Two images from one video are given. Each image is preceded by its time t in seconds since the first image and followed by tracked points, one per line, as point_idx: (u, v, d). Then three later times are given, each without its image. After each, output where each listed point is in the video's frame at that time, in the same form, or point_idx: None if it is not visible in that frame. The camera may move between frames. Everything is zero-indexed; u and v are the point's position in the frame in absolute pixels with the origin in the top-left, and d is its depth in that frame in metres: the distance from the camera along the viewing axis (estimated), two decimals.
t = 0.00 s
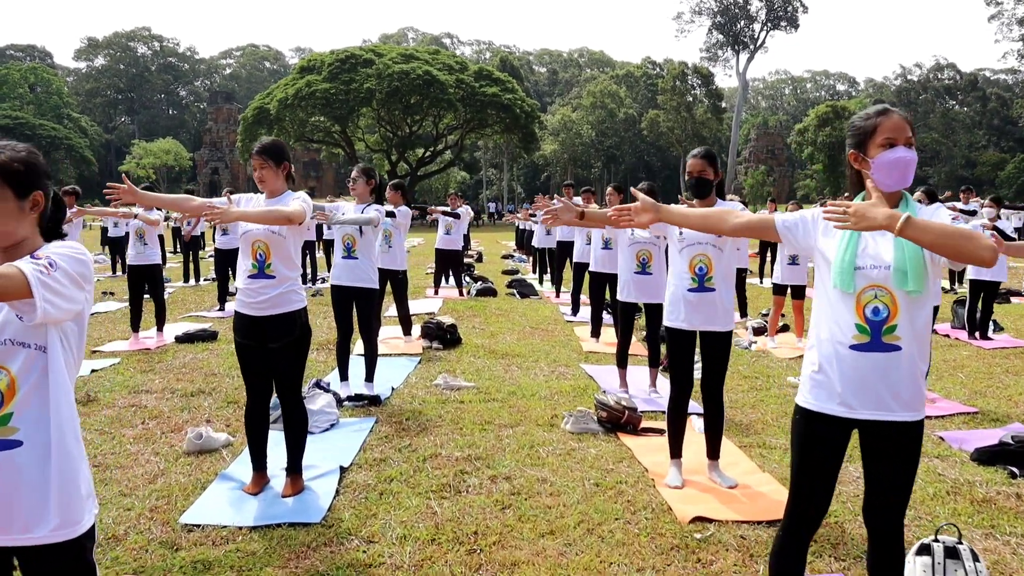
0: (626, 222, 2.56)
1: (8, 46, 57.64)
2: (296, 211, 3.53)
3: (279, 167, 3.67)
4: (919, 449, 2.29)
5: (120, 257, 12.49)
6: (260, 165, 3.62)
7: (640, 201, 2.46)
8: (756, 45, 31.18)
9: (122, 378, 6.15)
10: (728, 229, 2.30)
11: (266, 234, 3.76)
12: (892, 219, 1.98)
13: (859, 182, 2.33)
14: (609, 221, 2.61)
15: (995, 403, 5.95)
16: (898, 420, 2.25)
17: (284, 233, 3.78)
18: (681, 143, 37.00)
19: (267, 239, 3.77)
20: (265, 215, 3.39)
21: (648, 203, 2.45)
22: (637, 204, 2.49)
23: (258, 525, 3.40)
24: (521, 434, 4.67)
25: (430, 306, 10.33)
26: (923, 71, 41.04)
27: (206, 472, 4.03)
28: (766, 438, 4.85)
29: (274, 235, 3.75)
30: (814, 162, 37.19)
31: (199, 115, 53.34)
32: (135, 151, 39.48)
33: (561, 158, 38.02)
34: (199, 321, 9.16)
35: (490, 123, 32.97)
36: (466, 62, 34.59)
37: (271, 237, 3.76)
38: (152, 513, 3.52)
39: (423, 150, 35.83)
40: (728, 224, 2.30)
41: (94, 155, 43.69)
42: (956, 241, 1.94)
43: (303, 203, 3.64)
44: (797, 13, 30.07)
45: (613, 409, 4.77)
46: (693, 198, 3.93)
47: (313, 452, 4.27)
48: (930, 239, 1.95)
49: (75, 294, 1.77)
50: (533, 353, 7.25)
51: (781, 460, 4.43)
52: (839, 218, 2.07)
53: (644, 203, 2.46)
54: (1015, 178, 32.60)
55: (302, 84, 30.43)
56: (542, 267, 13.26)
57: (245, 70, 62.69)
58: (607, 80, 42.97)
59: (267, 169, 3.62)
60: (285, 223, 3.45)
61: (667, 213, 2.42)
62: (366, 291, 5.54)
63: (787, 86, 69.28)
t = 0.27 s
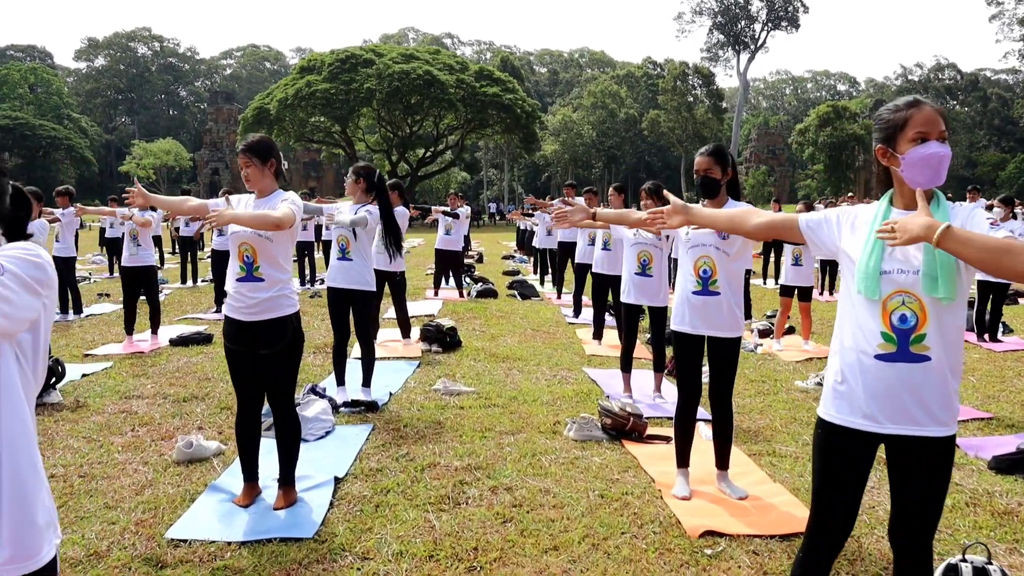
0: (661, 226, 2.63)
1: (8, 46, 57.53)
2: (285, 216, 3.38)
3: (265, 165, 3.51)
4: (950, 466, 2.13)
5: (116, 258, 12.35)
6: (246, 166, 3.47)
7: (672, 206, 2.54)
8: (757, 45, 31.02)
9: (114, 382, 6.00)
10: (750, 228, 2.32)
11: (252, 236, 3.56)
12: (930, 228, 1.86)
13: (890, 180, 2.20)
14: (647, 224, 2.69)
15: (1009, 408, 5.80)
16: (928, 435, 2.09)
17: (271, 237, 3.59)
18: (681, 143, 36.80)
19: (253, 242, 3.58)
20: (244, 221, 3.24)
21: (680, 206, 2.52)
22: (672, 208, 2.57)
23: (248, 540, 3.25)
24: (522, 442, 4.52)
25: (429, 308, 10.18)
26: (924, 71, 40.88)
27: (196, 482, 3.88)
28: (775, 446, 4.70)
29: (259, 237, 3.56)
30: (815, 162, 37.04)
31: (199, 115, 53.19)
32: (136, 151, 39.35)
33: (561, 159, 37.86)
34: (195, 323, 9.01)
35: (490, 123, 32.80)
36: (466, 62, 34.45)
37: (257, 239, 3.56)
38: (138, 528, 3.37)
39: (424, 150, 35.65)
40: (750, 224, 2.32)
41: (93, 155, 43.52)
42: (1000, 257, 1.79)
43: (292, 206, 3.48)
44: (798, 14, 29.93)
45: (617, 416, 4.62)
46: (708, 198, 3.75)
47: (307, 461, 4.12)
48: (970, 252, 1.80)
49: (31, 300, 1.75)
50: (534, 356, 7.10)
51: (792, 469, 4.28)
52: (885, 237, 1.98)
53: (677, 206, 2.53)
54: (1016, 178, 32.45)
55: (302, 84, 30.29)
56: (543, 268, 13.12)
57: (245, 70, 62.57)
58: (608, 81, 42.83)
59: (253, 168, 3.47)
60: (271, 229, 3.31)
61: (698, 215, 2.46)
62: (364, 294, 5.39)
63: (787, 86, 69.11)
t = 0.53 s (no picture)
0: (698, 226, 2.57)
1: (8, 46, 57.36)
2: (274, 216, 3.25)
3: (250, 162, 3.39)
4: (985, 484, 1.98)
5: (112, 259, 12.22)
6: (232, 163, 3.37)
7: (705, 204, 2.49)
8: (758, 45, 30.87)
9: (105, 387, 5.85)
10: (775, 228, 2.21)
11: (238, 236, 3.38)
12: (970, 240, 1.79)
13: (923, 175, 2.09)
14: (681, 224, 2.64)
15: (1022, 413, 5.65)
16: (962, 451, 1.94)
17: (256, 239, 3.40)
18: (682, 144, 36.60)
19: (237, 243, 3.39)
20: (236, 220, 3.15)
21: (713, 205, 2.45)
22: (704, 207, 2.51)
23: (237, 555, 3.09)
24: (523, 450, 4.37)
25: (429, 309, 10.04)
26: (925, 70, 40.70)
27: (185, 492, 3.73)
28: (785, 454, 4.54)
29: (245, 238, 3.38)
30: (816, 162, 36.89)
31: (199, 116, 53.06)
32: (136, 151, 39.23)
33: (562, 159, 37.67)
34: (190, 325, 8.87)
35: (491, 124, 32.65)
36: (467, 62, 34.32)
37: (242, 240, 3.38)
38: (122, 543, 3.22)
39: (425, 150, 35.48)
40: (775, 222, 2.21)
41: (94, 155, 43.37)
42: None
43: (281, 206, 3.33)
44: (799, 14, 29.78)
45: (621, 422, 4.49)
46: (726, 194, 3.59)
47: (300, 471, 3.97)
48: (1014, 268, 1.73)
49: None
50: (536, 359, 6.95)
51: (804, 479, 4.13)
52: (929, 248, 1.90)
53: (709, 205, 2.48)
54: (1017, 178, 32.28)
55: (302, 83, 30.18)
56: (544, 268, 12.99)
57: (246, 70, 62.47)
58: (609, 81, 42.71)
59: (238, 165, 3.35)
60: (261, 231, 3.19)
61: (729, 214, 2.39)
62: (359, 297, 5.27)
63: (788, 86, 68.97)
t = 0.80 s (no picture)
0: (727, 228, 2.48)
1: (9, 47, 57.27)
2: (265, 218, 3.11)
3: (235, 159, 3.26)
4: None
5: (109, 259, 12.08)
6: (217, 160, 3.24)
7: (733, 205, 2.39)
8: (759, 45, 30.72)
9: (96, 391, 5.70)
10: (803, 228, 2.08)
11: (225, 237, 3.23)
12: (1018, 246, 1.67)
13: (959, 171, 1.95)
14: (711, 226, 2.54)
15: None
16: (1004, 472, 1.79)
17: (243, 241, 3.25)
18: (683, 144, 36.45)
19: (224, 245, 3.24)
20: (227, 221, 3.04)
21: (741, 206, 2.35)
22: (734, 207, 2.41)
23: (225, 570, 2.95)
24: (525, 458, 4.22)
25: (429, 310, 9.89)
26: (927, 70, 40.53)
27: (173, 503, 3.58)
28: (795, 462, 4.39)
29: (232, 238, 3.23)
30: (817, 162, 36.73)
31: (200, 116, 52.93)
32: (136, 151, 39.11)
33: (563, 159, 37.45)
34: (186, 327, 8.72)
35: (492, 124, 32.49)
36: (468, 61, 34.18)
37: (229, 241, 3.23)
38: (105, 558, 3.07)
39: (425, 150, 35.32)
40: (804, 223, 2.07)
41: (94, 155, 43.27)
42: None
43: (271, 206, 3.19)
44: (800, 14, 29.61)
45: (626, 429, 4.33)
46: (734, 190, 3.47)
47: (293, 480, 3.83)
48: None
49: None
50: (538, 362, 6.80)
51: (817, 488, 3.98)
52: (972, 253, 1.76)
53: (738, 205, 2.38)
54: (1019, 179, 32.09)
55: (303, 83, 30.07)
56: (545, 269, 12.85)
57: (246, 70, 62.37)
58: (611, 81, 42.58)
59: (223, 162, 3.22)
60: (253, 234, 3.06)
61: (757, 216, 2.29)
62: (355, 299, 5.14)
63: (789, 86, 68.81)
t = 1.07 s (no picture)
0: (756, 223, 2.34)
1: (10, 47, 57.22)
2: (255, 219, 2.97)
3: (221, 156, 3.13)
4: None
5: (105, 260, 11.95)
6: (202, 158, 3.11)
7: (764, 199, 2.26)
8: (760, 45, 30.58)
9: (87, 396, 5.56)
10: (836, 227, 1.93)
11: (212, 239, 3.09)
12: None
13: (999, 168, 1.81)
14: (738, 221, 2.41)
15: None
16: None
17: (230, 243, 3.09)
18: (684, 144, 36.31)
19: (211, 247, 3.09)
20: (214, 222, 2.91)
21: (772, 201, 2.19)
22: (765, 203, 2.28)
23: None
24: (527, 467, 4.09)
25: (429, 312, 9.74)
26: (928, 70, 40.33)
27: (162, 515, 3.45)
28: (806, 471, 4.24)
29: (219, 240, 3.09)
30: (818, 163, 36.55)
31: (200, 116, 52.84)
32: (137, 151, 39.01)
33: (564, 159, 37.21)
34: (182, 330, 8.60)
35: (492, 124, 32.33)
36: (468, 61, 34.05)
37: (217, 243, 3.09)
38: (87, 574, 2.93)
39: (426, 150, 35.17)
40: (837, 221, 1.93)
41: (94, 155, 43.19)
42: None
43: (260, 207, 3.07)
44: (801, 14, 29.45)
45: (632, 437, 4.18)
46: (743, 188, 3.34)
47: (286, 491, 3.69)
48: None
49: None
50: (540, 365, 6.66)
51: (831, 498, 3.84)
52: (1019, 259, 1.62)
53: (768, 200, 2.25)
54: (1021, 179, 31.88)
55: (303, 83, 29.97)
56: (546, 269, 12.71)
57: (247, 70, 62.30)
58: (611, 81, 42.45)
59: (208, 159, 3.09)
60: (241, 237, 2.92)
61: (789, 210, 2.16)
62: (352, 302, 5.02)
63: (790, 86, 68.63)
